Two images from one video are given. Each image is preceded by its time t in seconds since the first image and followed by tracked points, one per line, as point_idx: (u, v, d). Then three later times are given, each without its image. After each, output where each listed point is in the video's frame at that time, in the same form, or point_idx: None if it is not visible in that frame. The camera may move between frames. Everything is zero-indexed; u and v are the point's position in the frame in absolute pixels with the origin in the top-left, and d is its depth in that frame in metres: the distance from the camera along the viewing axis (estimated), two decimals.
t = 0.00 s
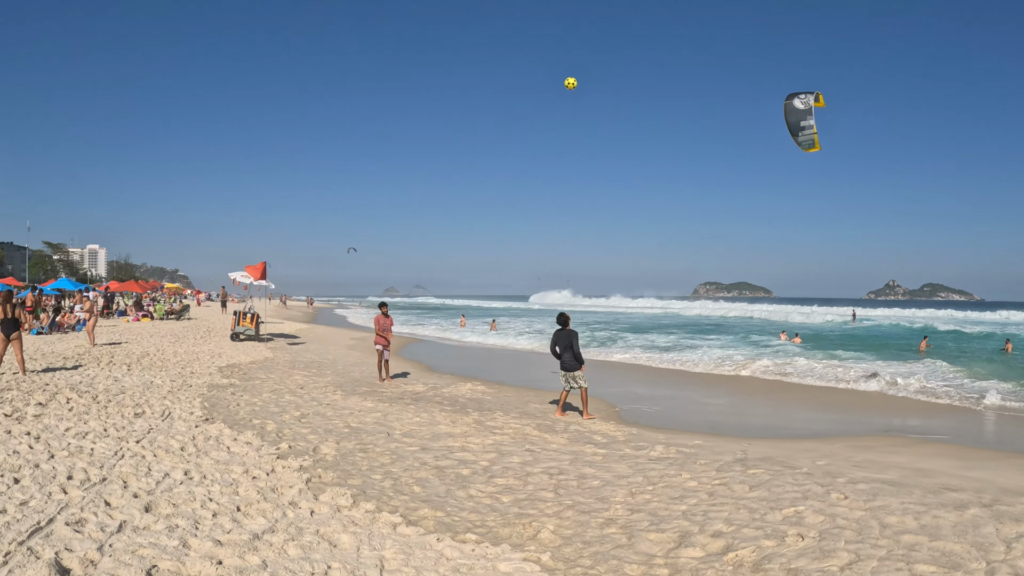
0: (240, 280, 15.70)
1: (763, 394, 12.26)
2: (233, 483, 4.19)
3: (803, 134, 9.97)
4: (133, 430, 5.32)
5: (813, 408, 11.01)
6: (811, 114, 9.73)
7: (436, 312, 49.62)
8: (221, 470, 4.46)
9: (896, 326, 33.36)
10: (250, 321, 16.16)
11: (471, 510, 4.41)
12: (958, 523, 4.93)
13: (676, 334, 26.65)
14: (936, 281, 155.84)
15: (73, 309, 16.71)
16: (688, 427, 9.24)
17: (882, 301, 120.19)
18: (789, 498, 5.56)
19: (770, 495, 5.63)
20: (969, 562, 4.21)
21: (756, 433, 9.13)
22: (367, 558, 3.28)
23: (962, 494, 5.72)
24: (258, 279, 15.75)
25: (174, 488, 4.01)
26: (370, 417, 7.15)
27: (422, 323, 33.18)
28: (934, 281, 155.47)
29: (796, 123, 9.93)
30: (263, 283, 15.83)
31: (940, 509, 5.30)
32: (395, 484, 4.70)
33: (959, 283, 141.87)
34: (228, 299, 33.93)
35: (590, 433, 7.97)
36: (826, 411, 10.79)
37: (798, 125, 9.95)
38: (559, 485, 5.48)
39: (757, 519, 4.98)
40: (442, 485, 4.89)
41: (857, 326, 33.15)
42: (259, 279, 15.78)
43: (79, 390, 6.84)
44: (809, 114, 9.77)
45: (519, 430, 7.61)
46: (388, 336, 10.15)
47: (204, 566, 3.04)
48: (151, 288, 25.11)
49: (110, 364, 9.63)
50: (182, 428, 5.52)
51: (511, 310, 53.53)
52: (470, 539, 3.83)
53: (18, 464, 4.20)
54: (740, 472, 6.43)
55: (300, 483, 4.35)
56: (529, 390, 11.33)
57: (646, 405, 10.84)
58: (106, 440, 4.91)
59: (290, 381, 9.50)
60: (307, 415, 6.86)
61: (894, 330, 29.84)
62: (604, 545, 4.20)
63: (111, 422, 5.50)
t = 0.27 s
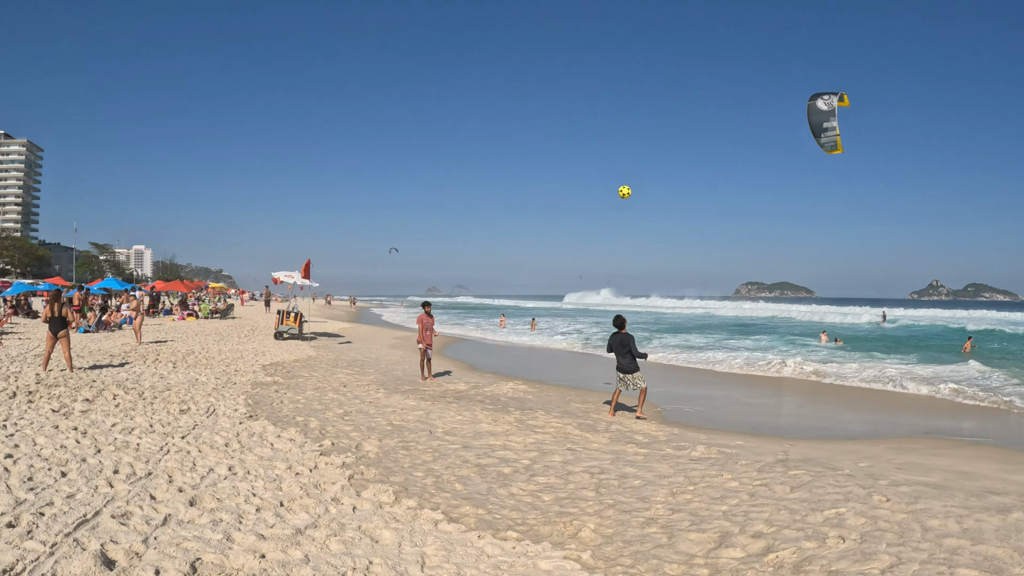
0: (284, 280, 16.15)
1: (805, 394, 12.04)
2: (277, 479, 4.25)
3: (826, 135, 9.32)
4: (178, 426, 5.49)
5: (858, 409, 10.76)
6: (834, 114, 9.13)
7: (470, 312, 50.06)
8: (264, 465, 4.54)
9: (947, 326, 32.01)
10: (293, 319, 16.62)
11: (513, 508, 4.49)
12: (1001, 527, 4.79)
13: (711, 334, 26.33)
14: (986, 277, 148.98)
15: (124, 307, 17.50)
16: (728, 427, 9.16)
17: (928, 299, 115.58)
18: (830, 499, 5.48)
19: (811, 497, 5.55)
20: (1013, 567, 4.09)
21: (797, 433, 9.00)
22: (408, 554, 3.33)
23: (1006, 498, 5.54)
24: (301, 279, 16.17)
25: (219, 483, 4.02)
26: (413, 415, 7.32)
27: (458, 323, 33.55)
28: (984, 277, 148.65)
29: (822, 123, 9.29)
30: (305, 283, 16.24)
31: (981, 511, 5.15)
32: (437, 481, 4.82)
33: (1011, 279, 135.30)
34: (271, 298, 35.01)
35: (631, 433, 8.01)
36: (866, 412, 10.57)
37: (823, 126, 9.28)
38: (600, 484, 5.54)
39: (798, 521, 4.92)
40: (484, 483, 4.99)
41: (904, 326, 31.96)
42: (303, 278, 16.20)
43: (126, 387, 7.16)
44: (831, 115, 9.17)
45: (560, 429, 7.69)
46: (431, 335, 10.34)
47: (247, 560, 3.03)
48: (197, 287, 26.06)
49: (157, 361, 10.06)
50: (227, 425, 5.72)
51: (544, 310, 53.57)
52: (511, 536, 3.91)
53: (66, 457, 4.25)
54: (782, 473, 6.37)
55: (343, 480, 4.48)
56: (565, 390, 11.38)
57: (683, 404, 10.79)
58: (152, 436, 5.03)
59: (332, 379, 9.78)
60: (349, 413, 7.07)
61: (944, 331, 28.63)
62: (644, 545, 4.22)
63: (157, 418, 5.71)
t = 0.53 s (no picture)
0: (299, 279, 16.30)
1: (820, 395, 11.96)
2: (292, 477, 4.31)
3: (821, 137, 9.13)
4: (194, 424, 5.58)
5: (873, 410, 10.67)
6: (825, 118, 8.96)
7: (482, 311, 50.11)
8: (280, 463, 4.61)
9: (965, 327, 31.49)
10: (309, 318, 16.78)
11: (528, 507, 4.52)
12: (1020, 528, 4.73)
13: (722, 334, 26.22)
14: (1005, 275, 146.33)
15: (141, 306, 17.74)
16: (744, 427, 9.13)
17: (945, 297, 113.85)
18: (846, 499, 5.44)
19: (827, 496, 5.53)
20: None
21: (812, 433, 8.96)
22: (423, 552, 3.37)
23: None
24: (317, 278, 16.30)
25: (235, 480, 4.06)
26: (428, 414, 7.38)
27: (471, 322, 33.66)
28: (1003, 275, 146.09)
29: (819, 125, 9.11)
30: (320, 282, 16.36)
31: (999, 512, 5.09)
32: (452, 480, 4.86)
33: None
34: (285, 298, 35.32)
35: (647, 432, 8.02)
36: (881, 412, 10.51)
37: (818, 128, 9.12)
38: (616, 483, 5.56)
39: (814, 520, 4.91)
40: (499, 481, 5.03)
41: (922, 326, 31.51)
42: (319, 278, 16.34)
43: (142, 385, 7.29)
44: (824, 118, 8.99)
45: (576, 428, 7.71)
46: (447, 334, 10.40)
47: (263, 556, 3.06)
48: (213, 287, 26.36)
49: (173, 360, 10.22)
50: (242, 423, 5.82)
51: (556, 309, 53.53)
52: (527, 535, 3.94)
53: (83, 454, 4.30)
54: (797, 473, 6.34)
55: (359, 477, 4.53)
56: (578, 389, 11.40)
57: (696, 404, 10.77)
58: (169, 433, 5.11)
59: (348, 378, 9.87)
60: (365, 411, 7.14)
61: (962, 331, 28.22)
62: (660, 544, 4.23)
63: (174, 416, 5.82)
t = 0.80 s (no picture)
0: (312, 278, 16.42)
1: (832, 395, 11.89)
2: (305, 475, 4.36)
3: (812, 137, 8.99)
4: (206, 422, 5.66)
5: (887, 410, 10.58)
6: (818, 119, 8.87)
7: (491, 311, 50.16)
8: (292, 461, 4.66)
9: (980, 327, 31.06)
10: (321, 317, 16.91)
11: (540, 506, 4.55)
12: None
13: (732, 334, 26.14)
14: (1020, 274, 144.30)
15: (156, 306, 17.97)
16: (756, 426, 9.11)
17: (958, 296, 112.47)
18: (858, 499, 5.42)
19: (839, 497, 5.50)
20: None
21: (825, 433, 8.92)
22: (435, 550, 3.41)
23: None
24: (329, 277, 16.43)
25: (247, 478, 4.10)
26: (440, 412, 7.42)
27: (481, 322, 33.71)
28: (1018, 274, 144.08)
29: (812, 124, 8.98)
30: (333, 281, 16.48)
31: (1014, 514, 5.04)
32: (464, 478, 4.89)
33: None
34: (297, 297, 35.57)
35: (658, 431, 8.02)
36: (893, 412, 10.44)
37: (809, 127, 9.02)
38: (627, 482, 5.57)
39: (827, 520, 4.89)
40: (511, 480, 5.06)
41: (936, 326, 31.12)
42: (331, 277, 16.46)
43: (156, 383, 7.39)
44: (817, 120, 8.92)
45: (588, 428, 7.73)
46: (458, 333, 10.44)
47: (276, 553, 3.09)
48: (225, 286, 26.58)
49: (186, 358, 10.34)
50: (255, 421, 5.89)
51: (564, 309, 53.53)
52: (539, 533, 3.96)
53: (97, 451, 4.34)
54: (809, 473, 6.32)
55: (371, 476, 4.58)
56: (589, 388, 11.42)
57: (707, 404, 10.77)
58: (181, 431, 5.18)
59: (360, 377, 9.94)
60: (378, 410, 7.20)
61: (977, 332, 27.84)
62: (671, 543, 4.24)
63: (187, 414, 5.90)
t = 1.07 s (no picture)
0: (324, 277, 16.53)
1: (844, 395, 11.83)
2: (317, 473, 4.40)
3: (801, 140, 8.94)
4: (220, 420, 5.72)
5: (900, 411, 10.51)
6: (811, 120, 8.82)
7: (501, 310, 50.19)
8: (305, 460, 4.71)
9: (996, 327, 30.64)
10: (333, 316, 17.01)
11: (552, 505, 4.57)
12: None
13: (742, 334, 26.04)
14: None
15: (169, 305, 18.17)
16: (768, 426, 9.07)
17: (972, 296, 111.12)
18: (870, 500, 5.40)
19: (852, 497, 5.48)
20: None
21: (838, 433, 8.87)
22: (448, 549, 3.44)
23: None
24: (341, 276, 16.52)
25: (260, 477, 4.15)
26: (452, 412, 7.46)
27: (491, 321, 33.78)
28: None
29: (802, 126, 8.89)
30: (345, 280, 16.58)
31: None
32: (476, 477, 4.92)
33: None
34: (308, 296, 35.82)
35: (670, 432, 8.02)
36: (906, 412, 10.37)
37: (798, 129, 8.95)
38: (639, 482, 5.59)
39: (839, 521, 4.87)
40: (523, 480, 5.09)
41: (950, 326, 30.76)
42: (343, 277, 16.56)
43: (169, 382, 7.48)
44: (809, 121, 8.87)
45: (600, 427, 7.75)
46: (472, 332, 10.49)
47: (289, 552, 3.11)
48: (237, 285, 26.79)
49: (199, 357, 10.45)
50: (268, 420, 5.95)
51: (573, 309, 53.50)
52: (551, 533, 3.99)
53: (111, 450, 4.39)
54: (821, 473, 6.30)
55: (383, 474, 4.62)
56: (600, 388, 11.43)
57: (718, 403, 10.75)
58: (195, 430, 5.24)
59: (373, 376, 10.01)
60: (390, 409, 7.25)
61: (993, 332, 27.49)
62: (683, 543, 4.25)
63: (200, 413, 5.97)
